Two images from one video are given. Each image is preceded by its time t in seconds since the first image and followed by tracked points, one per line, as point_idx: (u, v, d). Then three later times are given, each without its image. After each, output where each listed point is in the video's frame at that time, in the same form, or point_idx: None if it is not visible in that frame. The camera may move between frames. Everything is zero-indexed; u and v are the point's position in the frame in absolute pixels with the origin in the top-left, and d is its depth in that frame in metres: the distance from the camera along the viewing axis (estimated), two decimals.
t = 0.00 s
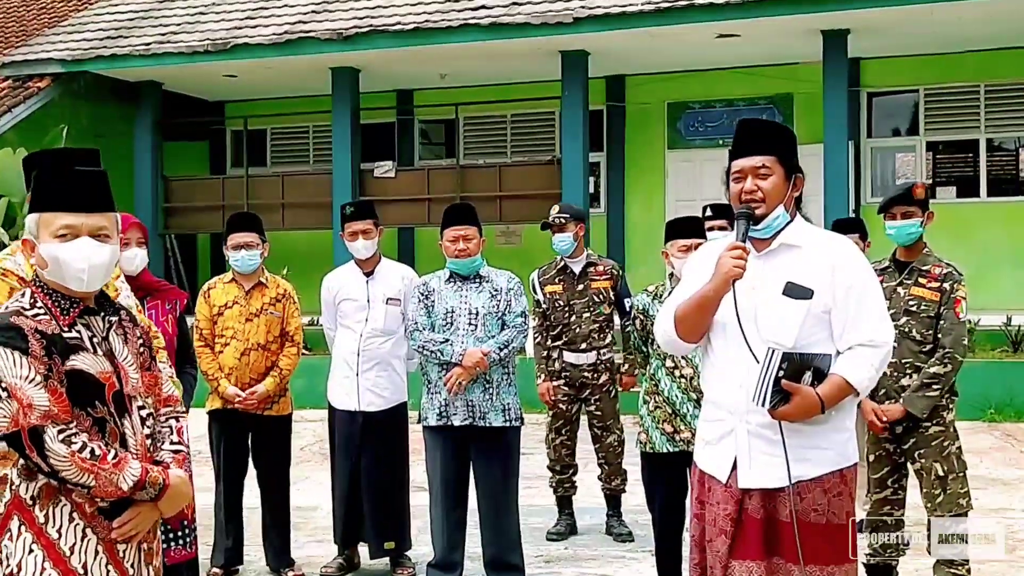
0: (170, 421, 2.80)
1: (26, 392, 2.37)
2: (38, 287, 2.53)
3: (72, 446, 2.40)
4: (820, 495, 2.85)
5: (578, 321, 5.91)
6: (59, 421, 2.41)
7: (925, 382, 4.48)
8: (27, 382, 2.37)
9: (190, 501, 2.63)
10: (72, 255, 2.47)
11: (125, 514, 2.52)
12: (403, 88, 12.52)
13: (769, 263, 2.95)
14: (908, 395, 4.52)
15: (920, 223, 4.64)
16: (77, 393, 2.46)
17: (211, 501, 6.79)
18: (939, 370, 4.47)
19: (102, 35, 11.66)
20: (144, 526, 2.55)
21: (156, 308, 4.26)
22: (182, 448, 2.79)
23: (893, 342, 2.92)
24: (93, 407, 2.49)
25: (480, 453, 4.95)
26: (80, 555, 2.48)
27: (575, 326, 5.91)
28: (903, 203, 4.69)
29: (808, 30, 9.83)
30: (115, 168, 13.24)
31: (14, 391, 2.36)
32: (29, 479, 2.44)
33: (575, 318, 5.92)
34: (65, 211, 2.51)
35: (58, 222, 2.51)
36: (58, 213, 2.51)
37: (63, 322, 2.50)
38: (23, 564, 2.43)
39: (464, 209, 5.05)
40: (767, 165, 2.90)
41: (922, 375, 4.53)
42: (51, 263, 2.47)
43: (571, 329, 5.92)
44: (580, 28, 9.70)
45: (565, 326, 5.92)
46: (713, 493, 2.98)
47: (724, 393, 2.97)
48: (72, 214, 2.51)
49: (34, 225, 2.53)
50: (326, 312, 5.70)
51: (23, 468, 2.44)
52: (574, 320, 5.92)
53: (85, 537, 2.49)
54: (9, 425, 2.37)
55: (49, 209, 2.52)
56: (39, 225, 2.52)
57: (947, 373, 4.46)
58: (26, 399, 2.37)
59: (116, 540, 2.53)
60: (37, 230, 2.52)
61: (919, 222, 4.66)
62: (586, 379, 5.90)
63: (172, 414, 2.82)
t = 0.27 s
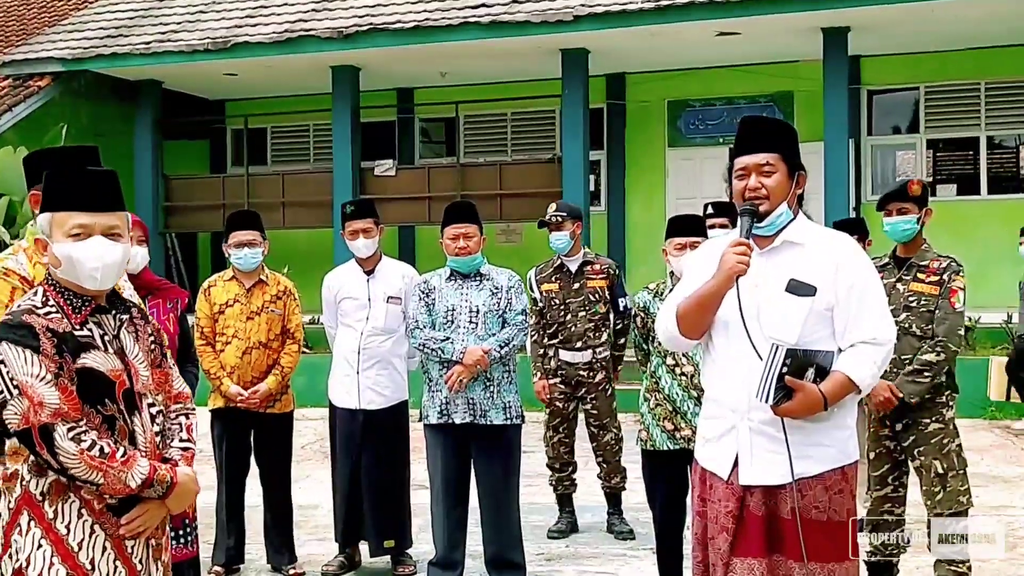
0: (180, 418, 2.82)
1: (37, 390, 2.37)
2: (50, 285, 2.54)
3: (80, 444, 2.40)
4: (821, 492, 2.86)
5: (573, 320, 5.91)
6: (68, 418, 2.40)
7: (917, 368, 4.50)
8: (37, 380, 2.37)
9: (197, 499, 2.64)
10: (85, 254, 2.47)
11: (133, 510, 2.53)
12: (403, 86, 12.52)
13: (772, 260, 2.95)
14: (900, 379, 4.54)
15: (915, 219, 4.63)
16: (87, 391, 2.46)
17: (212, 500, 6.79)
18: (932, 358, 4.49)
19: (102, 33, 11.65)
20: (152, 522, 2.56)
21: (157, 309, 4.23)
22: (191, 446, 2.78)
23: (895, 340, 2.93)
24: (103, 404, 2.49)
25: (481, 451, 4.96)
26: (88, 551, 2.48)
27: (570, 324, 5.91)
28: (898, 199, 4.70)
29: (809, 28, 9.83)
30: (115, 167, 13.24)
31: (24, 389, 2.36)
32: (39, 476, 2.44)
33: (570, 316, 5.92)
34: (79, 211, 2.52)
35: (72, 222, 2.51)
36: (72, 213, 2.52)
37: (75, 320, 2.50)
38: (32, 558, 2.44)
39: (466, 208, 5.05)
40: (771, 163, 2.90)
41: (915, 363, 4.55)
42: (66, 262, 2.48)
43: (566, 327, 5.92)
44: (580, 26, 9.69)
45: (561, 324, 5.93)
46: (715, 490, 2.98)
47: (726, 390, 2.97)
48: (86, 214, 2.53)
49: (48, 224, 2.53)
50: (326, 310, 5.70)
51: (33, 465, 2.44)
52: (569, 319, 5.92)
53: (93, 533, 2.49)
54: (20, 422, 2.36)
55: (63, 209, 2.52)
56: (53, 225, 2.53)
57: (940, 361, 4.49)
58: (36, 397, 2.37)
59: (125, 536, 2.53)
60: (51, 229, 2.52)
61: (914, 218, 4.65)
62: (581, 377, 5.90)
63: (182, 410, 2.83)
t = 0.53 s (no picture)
0: (180, 415, 2.80)
1: (45, 383, 2.36)
2: (57, 279, 2.53)
3: (88, 437, 2.40)
4: (823, 488, 2.86)
5: (571, 316, 5.90)
6: (76, 412, 2.40)
7: (920, 373, 4.47)
8: (45, 373, 2.36)
9: (200, 495, 2.65)
10: (105, 251, 2.47)
11: (137, 505, 2.53)
12: (404, 82, 12.52)
13: (773, 257, 2.95)
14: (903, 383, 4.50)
15: (912, 216, 4.62)
16: (93, 385, 2.46)
17: (213, 496, 6.80)
18: (937, 361, 4.48)
19: (103, 30, 11.64)
20: (156, 518, 2.56)
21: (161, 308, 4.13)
22: (193, 442, 2.78)
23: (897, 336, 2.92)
24: (108, 399, 2.49)
25: (482, 447, 4.95)
26: (93, 545, 2.48)
27: (568, 321, 5.91)
28: (896, 196, 4.68)
29: (810, 23, 9.81)
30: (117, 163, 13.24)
31: (32, 381, 2.35)
32: (45, 469, 2.45)
33: (568, 313, 5.91)
34: (98, 208, 2.52)
35: (92, 219, 2.51)
36: (93, 211, 2.51)
37: (80, 314, 2.50)
38: (37, 553, 2.45)
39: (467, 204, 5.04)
40: (772, 160, 2.89)
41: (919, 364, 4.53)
42: (83, 257, 2.47)
43: (564, 324, 5.92)
44: (581, 21, 9.68)
45: (559, 321, 5.92)
46: (716, 486, 2.98)
47: (728, 387, 2.97)
48: (106, 213, 2.53)
49: (64, 219, 2.51)
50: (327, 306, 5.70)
51: (38, 458, 2.45)
52: (567, 315, 5.91)
53: (98, 528, 2.49)
54: (27, 415, 2.35)
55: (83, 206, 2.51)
56: (69, 219, 2.51)
57: (943, 364, 4.48)
58: (44, 390, 2.36)
59: (129, 531, 2.53)
60: (67, 224, 2.50)
61: (912, 215, 4.63)
62: (579, 373, 5.90)
63: (182, 407, 2.82)
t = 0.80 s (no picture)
0: (171, 413, 2.80)
1: (57, 380, 2.35)
2: (55, 275, 2.51)
3: (104, 435, 2.39)
4: (825, 487, 2.86)
5: (571, 315, 5.90)
6: (88, 410, 2.40)
7: (922, 372, 4.47)
8: (57, 370, 2.36)
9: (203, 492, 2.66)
10: (120, 246, 2.50)
11: (145, 503, 2.53)
12: (405, 81, 12.52)
13: (773, 257, 2.95)
14: (904, 382, 4.50)
15: (911, 216, 4.62)
16: (101, 382, 2.46)
17: (214, 494, 6.80)
18: (938, 362, 4.47)
19: (104, 28, 11.64)
20: (162, 516, 2.56)
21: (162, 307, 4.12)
22: (187, 439, 2.80)
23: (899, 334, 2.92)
24: (114, 397, 2.49)
25: (483, 445, 4.96)
26: (103, 545, 2.48)
27: (568, 319, 5.91)
28: (896, 196, 4.68)
29: (812, 22, 9.80)
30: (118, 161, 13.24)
31: (45, 379, 2.33)
32: (51, 469, 2.44)
33: (568, 311, 5.91)
34: (108, 205, 2.54)
35: (103, 216, 2.52)
36: (103, 207, 2.53)
37: (82, 312, 2.50)
38: (46, 554, 2.44)
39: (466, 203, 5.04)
40: (767, 162, 2.89)
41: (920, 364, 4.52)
42: (95, 252, 2.48)
43: (564, 322, 5.91)
44: (583, 20, 9.67)
45: (559, 319, 5.92)
46: (718, 485, 2.98)
47: (729, 386, 2.97)
48: (116, 209, 2.55)
49: (72, 213, 2.50)
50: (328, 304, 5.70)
51: (45, 457, 2.44)
52: (567, 314, 5.91)
53: (106, 527, 2.49)
54: (37, 414, 2.31)
55: (92, 202, 2.52)
56: (78, 215, 2.51)
57: (945, 365, 4.47)
58: (58, 388, 2.34)
59: (135, 529, 2.54)
60: (76, 220, 2.50)
61: (911, 215, 4.63)
62: (579, 372, 5.90)
63: (170, 405, 2.82)
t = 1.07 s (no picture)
0: (154, 413, 2.77)
1: (61, 384, 2.33)
2: (54, 273, 2.47)
3: (105, 441, 2.39)
4: (826, 485, 2.86)
5: (571, 313, 5.91)
6: (89, 415, 2.39)
7: (924, 370, 4.47)
8: (60, 374, 2.33)
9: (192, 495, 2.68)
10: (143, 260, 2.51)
11: (138, 508, 2.54)
12: (406, 79, 12.52)
13: (772, 255, 2.94)
14: (905, 381, 4.50)
15: (915, 214, 4.62)
16: (99, 386, 2.46)
17: (215, 492, 6.81)
18: (939, 361, 4.47)
19: (105, 25, 11.64)
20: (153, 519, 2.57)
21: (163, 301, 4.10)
22: (173, 439, 2.78)
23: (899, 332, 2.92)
24: (110, 400, 2.50)
25: (484, 443, 4.96)
26: (98, 549, 2.48)
27: (568, 317, 5.91)
28: (900, 194, 4.68)
29: (814, 20, 9.79)
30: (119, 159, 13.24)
31: (48, 383, 2.30)
32: (46, 472, 2.42)
33: (567, 309, 5.91)
34: (137, 218, 2.54)
35: (131, 227, 2.52)
36: (133, 219, 2.52)
37: (79, 313, 2.47)
38: (41, 559, 2.41)
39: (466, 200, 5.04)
40: (764, 159, 2.89)
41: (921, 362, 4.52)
42: (118, 263, 2.48)
43: (563, 320, 5.92)
44: (584, 18, 9.66)
45: (558, 317, 5.92)
46: (719, 484, 2.98)
47: (730, 386, 2.97)
48: (142, 222, 2.55)
49: (100, 218, 2.48)
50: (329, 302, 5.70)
51: (40, 461, 2.41)
52: (567, 312, 5.92)
53: (101, 531, 2.49)
54: (37, 417, 2.29)
55: (122, 211, 2.51)
56: (106, 220, 2.48)
57: (947, 364, 4.46)
58: (61, 392, 2.32)
59: (127, 533, 2.55)
60: (104, 226, 2.48)
61: (915, 212, 4.63)
62: (579, 370, 5.90)
63: (153, 405, 2.79)
